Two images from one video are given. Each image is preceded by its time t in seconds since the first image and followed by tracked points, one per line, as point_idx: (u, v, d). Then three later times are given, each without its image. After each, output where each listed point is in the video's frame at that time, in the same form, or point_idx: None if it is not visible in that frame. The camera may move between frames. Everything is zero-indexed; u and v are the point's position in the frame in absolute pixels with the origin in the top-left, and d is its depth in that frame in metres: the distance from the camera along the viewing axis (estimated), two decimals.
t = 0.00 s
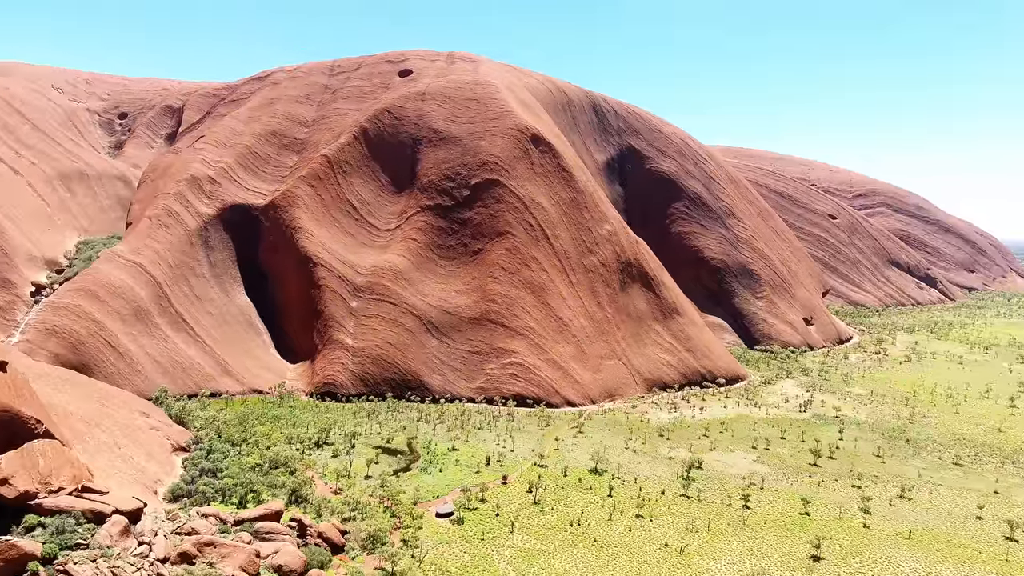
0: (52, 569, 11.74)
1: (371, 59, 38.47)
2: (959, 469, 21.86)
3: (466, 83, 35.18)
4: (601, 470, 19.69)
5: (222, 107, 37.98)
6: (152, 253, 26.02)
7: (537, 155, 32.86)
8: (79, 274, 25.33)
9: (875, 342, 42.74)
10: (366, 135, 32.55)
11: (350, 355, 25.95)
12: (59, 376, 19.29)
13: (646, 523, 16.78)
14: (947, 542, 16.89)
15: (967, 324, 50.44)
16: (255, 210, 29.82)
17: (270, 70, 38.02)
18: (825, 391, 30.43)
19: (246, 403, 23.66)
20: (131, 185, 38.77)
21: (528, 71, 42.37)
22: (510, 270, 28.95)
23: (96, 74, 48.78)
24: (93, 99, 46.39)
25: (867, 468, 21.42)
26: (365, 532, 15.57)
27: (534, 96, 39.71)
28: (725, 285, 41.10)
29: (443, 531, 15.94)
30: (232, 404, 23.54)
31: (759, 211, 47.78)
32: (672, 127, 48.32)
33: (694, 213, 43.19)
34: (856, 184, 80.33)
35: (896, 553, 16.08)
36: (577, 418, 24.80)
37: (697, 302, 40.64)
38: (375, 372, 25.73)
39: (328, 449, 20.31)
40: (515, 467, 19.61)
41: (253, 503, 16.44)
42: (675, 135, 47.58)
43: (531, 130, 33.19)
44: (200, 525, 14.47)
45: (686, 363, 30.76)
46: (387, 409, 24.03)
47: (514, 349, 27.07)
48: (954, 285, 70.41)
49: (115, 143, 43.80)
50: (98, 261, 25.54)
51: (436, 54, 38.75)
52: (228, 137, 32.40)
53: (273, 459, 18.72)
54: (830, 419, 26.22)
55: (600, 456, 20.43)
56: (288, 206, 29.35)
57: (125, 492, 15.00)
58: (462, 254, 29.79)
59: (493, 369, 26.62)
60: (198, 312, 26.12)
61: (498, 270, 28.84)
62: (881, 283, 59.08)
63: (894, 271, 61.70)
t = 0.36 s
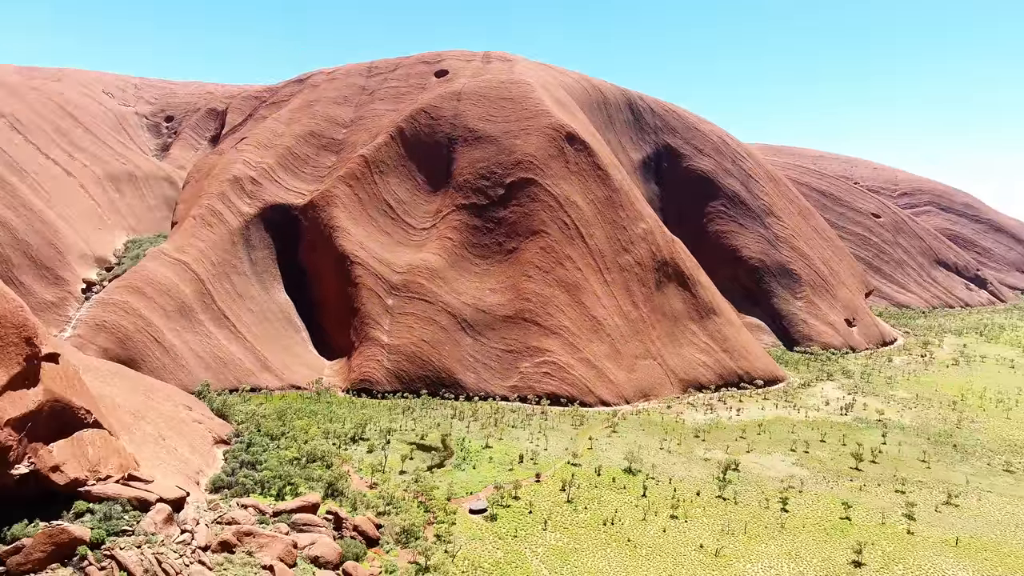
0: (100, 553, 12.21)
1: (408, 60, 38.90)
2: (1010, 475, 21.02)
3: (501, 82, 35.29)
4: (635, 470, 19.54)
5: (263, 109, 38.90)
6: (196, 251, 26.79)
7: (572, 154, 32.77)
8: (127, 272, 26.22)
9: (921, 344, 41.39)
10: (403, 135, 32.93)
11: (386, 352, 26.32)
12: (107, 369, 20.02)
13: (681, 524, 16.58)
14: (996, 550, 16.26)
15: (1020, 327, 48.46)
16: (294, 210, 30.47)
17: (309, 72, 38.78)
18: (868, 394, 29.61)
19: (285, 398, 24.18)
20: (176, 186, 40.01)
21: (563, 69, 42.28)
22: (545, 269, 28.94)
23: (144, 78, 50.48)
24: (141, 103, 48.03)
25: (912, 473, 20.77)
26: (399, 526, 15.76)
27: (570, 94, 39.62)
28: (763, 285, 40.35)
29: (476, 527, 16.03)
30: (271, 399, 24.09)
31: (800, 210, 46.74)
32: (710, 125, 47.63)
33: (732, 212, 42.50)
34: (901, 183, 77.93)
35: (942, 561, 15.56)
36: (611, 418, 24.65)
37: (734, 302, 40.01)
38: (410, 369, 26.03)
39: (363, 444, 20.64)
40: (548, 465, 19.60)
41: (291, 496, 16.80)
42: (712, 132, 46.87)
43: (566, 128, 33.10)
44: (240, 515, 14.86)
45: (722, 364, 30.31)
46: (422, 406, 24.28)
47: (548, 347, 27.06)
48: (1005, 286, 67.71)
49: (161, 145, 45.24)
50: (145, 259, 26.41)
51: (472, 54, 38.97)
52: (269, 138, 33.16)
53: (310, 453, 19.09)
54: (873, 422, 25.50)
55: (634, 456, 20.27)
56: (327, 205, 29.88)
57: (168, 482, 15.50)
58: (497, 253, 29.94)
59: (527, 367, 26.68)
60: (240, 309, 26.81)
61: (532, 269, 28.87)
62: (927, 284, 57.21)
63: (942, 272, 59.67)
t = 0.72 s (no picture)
0: (140, 541, 12.61)
1: (440, 60, 39.18)
2: None
3: (533, 81, 35.30)
4: (666, 470, 19.37)
5: (298, 110, 39.61)
6: (233, 250, 27.40)
7: (603, 152, 32.60)
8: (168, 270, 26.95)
9: (965, 346, 40.12)
10: (435, 134, 33.18)
11: (417, 349, 26.59)
12: (148, 363, 20.61)
13: (713, 525, 16.38)
14: None
15: None
16: (328, 210, 30.96)
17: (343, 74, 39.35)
18: (908, 397, 28.82)
19: (318, 394, 24.58)
20: (215, 186, 41.03)
21: (595, 68, 42.09)
22: (575, 268, 28.86)
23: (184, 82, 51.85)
24: (182, 106, 49.35)
25: (954, 478, 20.14)
26: (430, 521, 15.89)
27: (602, 93, 39.44)
28: (799, 285, 39.60)
29: (506, 523, 16.08)
30: (305, 395, 24.53)
31: (837, 209, 45.71)
32: (744, 122, 46.89)
33: (767, 210, 41.80)
34: (943, 181, 75.61)
35: (986, 569, 15.05)
36: (642, 418, 24.46)
37: (768, 302, 39.36)
38: (441, 366, 26.24)
39: (395, 440, 20.88)
40: (578, 463, 19.55)
41: (324, 489, 17.07)
42: (747, 130, 46.14)
43: (597, 126, 32.95)
44: (274, 507, 15.18)
45: (756, 365, 29.85)
46: (452, 403, 24.46)
47: (578, 346, 26.99)
48: None
49: (200, 147, 46.41)
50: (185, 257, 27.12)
51: (503, 53, 39.06)
52: (304, 139, 33.75)
53: (343, 448, 19.38)
54: (913, 426, 24.82)
55: (665, 456, 20.08)
56: (360, 204, 30.26)
57: (206, 473, 15.92)
58: (527, 252, 30.00)
59: (557, 366, 26.68)
60: (275, 306, 27.35)
61: (563, 268, 28.83)
62: (971, 285, 55.41)
63: (987, 272, 57.72)
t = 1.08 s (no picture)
0: (178, 529, 12.97)
1: (471, 60, 39.38)
2: None
3: (564, 80, 35.23)
4: (697, 471, 19.16)
5: (332, 111, 40.22)
6: (268, 248, 27.97)
7: (634, 150, 32.39)
8: (206, 267, 27.63)
9: (1011, 349, 38.77)
10: (466, 133, 33.36)
11: (447, 347, 26.77)
12: (187, 358, 21.19)
13: (745, 527, 16.14)
14: None
15: None
16: (361, 208, 31.38)
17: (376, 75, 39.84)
18: (949, 400, 27.98)
19: (350, 390, 24.93)
20: (251, 186, 41.92)
21: (626, 66, 41.80)
22: (606, 266, 28.72)
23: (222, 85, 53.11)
24: (220, 109, 50.55)
25: (999, 484, 19.47)
26: (459, 517, 16.00)
27: (633, 91, 39.16)
28: (836, 285, 38.76)
29: (535, 520, 16.09)
30: (337, 391, 24.90)
31: (876, 207, 44.58)
32: (779, 119, 46.06)
33: (802, 209, 40.99)
34: (988, 179, 73.13)
35: None
36: (673, 418, 24.23)
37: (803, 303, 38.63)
38: (471, 364, 26.37)
39: (425, 436, 21.06)
40: (607, 462, 19.45)
41: (355, 484, 17.30)
42: (782, 127, 45.32)
43: (629, 124, 32.73)
44: (306, 499, 15.44)
45: (790, 366, 29.34)
46: (482, 401, 24.57)
47: (608, 345, 26.87)
48: None
49: (238, 148, 47.47)
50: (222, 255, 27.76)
51: (534, 52, 39.07)
52: (337, 139, 34.27)
53: (374, 443, 19.61)
54: (955, 429, 24.09)
55: (696, 456, 19.86)
56: (391, 203, 30.58)
57: (241, 465, 16.30)
58: (557, 250, 29.99)
59: (587, 365, 26.61)
60: (309, 304, 27.83)
61: (593, 266, 28.72)
62: (1018, 286, 53.49)
63: None
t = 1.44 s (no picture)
0: (210, 519, 13.25)
1: (498, 60, 39.47)
2: None
3: (591, 78, 35.08)
4: (725, 471, 18.92)
5: (361, 112, 40.70)
6: (299, 247, 28.41)
7: (663, 148, 32.13)
8: (238, 265, 28.19)
9: None
10: (493, 132, 33.45)
11: (474, 345, 26.88)
12: (219, 354, 21.64)
13: (775, 529, 15.89)
14: None
15: None
16: (389, 207, 31.68)
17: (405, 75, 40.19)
18: (989, 404, 27.18)
19: (378, 387, 25.20)
20: (282, 186, 42.63)
21: (655, 63, 41.45)
22: (633, 265, 28.54)
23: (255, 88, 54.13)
24: (252, 110, 51.53)
25: None
26: (485, 513, 16.05)
27: (662, 88, 38.82)
28: (869, 285, 37.97)
29: (561, 518, 16.06)
30: (365, 387, 25.18)
31: (912, 205, 43.51)
32: (811, 116, 45.22)
33: (835, 207, 40.19)
34: None
35: None
36: (701, 418, 23.97)
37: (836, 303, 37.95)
38: (498, 363, 26.45)
39: (451, 433, 21.18)
40: (634, 462, 19.31)
41: (383, 478, 17.47)
42: (815, 124, 44.48)
43: (657, 122, 32.47)
44: (334, 493, 15.65)
45: (822, 367, 28.87)
46: (508, 399, 24.62)
47: (635, 345, 26.71)
48: None
49: (269, 149, 48.32)
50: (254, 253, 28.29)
51: (562, 51, 38.99)
52: (366, 139, 34.67)
53: (401, 439, 19.77)
54: (995, 433, 23.39)
55: (724, 456, 19.60)
56: (419, 201, 30.79)
57: (272, 458, 16.59)
58: (585, 249, 29.92)
59: (614, 364, 26.50)
60: (338, 302, 28.20)
61: (620, 265, 28.57)
62: None
63: None
